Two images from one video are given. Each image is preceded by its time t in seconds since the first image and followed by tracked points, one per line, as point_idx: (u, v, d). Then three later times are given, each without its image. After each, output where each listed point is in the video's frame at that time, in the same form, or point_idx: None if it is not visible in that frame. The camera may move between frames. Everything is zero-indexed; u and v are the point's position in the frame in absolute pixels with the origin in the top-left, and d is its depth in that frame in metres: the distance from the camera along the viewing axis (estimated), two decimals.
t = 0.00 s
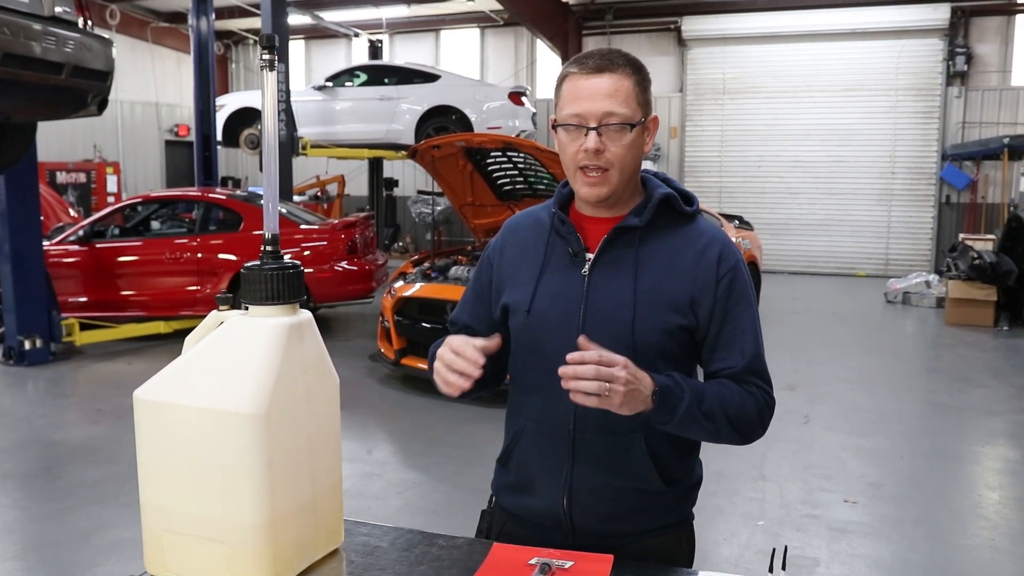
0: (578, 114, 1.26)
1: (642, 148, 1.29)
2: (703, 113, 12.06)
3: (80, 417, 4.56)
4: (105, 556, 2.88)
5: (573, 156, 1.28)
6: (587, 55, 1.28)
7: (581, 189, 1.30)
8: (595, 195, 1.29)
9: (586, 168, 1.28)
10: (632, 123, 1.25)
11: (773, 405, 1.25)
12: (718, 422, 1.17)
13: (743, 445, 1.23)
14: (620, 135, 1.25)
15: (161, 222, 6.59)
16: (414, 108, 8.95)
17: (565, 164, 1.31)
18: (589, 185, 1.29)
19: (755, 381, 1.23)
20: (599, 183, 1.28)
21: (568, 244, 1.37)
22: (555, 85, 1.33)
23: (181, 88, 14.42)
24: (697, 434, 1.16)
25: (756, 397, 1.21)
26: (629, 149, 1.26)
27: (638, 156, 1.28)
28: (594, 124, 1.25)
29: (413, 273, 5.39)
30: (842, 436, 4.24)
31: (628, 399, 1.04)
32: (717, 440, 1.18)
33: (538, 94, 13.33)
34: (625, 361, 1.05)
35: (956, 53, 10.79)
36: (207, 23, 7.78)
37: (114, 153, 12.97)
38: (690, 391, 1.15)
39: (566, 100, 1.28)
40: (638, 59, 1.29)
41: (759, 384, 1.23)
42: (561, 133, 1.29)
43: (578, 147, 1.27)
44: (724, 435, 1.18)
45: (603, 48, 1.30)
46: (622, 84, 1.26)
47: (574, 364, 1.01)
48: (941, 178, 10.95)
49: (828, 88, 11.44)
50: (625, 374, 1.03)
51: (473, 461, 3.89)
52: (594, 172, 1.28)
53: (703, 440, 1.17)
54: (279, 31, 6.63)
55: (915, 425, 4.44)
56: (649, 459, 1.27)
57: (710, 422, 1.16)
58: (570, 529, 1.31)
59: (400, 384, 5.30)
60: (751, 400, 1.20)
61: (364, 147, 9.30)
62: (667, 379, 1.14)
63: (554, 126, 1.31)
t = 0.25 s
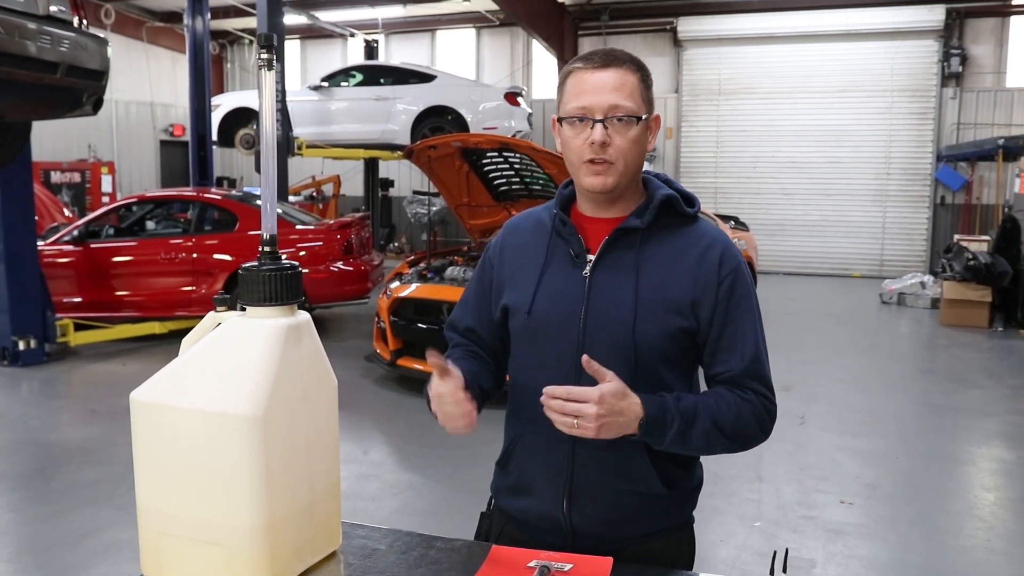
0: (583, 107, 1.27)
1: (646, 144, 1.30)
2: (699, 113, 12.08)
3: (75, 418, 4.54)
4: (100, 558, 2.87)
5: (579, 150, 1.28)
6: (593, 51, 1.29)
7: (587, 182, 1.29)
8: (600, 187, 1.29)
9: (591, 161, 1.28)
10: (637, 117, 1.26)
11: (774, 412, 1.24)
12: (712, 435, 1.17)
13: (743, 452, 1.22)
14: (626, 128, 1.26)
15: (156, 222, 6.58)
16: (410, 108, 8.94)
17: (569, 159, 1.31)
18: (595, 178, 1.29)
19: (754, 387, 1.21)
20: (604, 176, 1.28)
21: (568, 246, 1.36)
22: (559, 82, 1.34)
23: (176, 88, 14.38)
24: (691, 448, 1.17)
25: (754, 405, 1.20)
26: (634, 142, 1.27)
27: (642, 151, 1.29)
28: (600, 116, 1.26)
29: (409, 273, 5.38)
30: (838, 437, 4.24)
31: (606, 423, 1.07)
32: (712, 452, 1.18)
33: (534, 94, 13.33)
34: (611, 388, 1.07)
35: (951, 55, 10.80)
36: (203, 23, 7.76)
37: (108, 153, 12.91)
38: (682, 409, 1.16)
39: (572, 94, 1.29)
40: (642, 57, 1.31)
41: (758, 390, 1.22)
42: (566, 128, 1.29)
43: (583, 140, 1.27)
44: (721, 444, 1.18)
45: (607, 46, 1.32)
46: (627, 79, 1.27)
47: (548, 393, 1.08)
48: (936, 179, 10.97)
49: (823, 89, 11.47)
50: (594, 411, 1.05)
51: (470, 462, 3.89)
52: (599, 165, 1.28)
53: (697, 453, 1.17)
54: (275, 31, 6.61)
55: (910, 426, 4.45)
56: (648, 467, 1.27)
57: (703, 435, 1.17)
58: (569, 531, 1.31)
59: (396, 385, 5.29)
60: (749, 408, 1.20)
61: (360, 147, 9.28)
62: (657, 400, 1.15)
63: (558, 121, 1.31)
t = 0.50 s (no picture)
0: (592, 108, 1.28)
1: (652, 150, 1.31)
2: (695, 117, 12.10)
3: (70, 421, 4.52)
4: (95, 562, 2.85)
5: (586, 151, 1.28)
6: (605, 53, 1.30)
7: (591, 184, 1.29)
8: (605, 191, 1.29)
9: (597, 163, 1.28)
10: (646, 122, 1.27)
11: (780, 416, 1.22)
12: (717, 448, 1.17)
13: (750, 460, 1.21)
14: (635, 133, 1.26)
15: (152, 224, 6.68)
16: (406, 111, 8.94)
17: (574, 159, 1.31)
18: (599, 181, 1.29)
19: (759, 391, 1.20)
20: (610, 180, 1.28)
21: (569, 250, 1.36)
22: (570, 82, 1.34)
23: (172, 90, 14.37)
24: (693, 467, 1.17)
25: (759, 411, 1.19)
26: (641, 148, 1.27)
27: (648, 158, 1.30)
28: (609, 119, 1.27)
29: (405, 276, 5.37)
30: (834, 440, 4.24)
31: (610, 443, 1.05)
32: (718, 464, 1.18)
33: (530, 97, 13.34)
34: (613, 412, 1.06)
35: (946, 59, 10.83)
36: (199, 25, 7.75)
37: (104, 155, 12.88)
38: (683, 426, 1.16)
39: (580, 96, 1.30)
40: (652, 64, 1.33)
41: (764, 396, 1.20)
42: (574, 128, 1.30)
43: (590, 141, 1.27)
44: (725, 455, 1.18)
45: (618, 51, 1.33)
46: (637, 83, 1.28)
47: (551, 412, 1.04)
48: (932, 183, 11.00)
49: (819, 93, 11.50)
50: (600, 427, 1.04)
51: (466, 465, 3.88)
52: (606, 168, 1.28)
53: (702, 468, 1.17)
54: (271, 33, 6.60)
55: (907, 430, 4.46)
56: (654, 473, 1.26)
57: (706, 449, 1.17)
58: (571, 537, 1.30)
59: (392, 388, 5.28)
60: (754, 416, 1.19)
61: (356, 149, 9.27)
62: (658, 420, 1.15)
63: (566, 122, 1.32)
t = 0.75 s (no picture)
0: (602, 108, 1.28)
1: (661, 153, 1.31)
2: (692, 119, 12.11)
3: (66, 424, 4.50)
4: (91, 565, 2.83)
5: (596, 151, 1.28)
6: (614, 54, 1.30)
7: (599, 183, 1.29)
8: (614, 191, 1.28)
9: (605, 164, 1.28)
10: (655, 124, 1.27)
11: (794, 418, 1.21)
12: (724, 455, 1.17)
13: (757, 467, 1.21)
14: (643, 134, 1.26)
15: (148, 226, 6.71)
16: (403, 113, 8.94)
17: (582, 159, 1.30)
18: (608, 180, 1.28)
19: (768, 396, 1.20)
20: (619, 180, 1.28)
21: (572, 253, 1.35)
22: (578, 82, 1.34)
23: (169, 92, 14.35)
24: (697, 473, 1.17)
25: (769, 416, 1.19)
26: (650, 149, 1.27)
27: (655, 159, 1.30)
28: (619, 119, 1.27)
29: (402, 278, 5.37)
30: (833, 442, 4.25)
31: (615, 451, 1.07)
32: (724, 471, 1.18)
33: (527, 100, 13.36)
34: (615, 420, 1.07)
35: (943, 61, 10.86)
36: (196, 27, 7.73)
37: (100, 158, 12.85)
38: (689, 433, 1.17)
39: (589, 96, 1.29)
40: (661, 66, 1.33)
41: (774, 400, 1.20)
42: (582, 127, 1.29)
43: (599, 141, 1.27)
44: (734, 462, 1.18)
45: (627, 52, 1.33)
46: (647, 85, 1.28)
47: (555, 423, 1.08)
48: (928, 185, 11.02)
49: (816, 95, 11.53)
50: (598, 442, 1.05)
51: (464, 468, 3.87)
52: (615, 168, 1.28)
53: (708, 475, 1.17)
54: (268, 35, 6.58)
55: (905, 431, 4.46)
56: (653, 476, 1.26)
57: (713, 458, 1.17)
58: (571, 542, 1.29)
59: (389, 391, 5.27)
60: (764, 421, 1.18)
61: (353, 151, 9.26)
62: (665, 428, 1.15)
63: (574, 121, 1.31)
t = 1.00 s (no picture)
0: (608, 110, 1.27)
1: (665, 156, 1.31)
2: (690, 119, 12.11)
3: (64, 425, 4.49)
4: (90, 567, 2.82)
5: (602, 153, 1.27)
6: (620, 55, 1.30)
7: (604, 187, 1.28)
8: (618, 196, 1.28)
9: (611, 168, 1.27)
10: (660, 127, 1.27)
11: (773, 424, 1.25)
12: (719, 458, 1.18)
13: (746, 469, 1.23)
14: (650, 137, 1.26)
15: (145, 226, 6.62)
16: (400, 113, 8.93)
17: (587, 161, 1.29)
18: (614, 184, 1.27)
19: (756, 405, 1.23)
20: (625, 184, 1.27)
21: (574, 254, 1.35)
22: (581, 83, 1.33)
23: (166, 93, 14.33)
24: (696, 475, 1.17)
25: (757, 423, 1.21)
26: (655, 151, 1.27)
27: (660, 162, 1.30)
28: (626, 121, 1.26)
29: (400, 279, 5.36)
30: (831, 442, 4.25)
31: (622, 450, 1.06)
32: (719, 473, 1.19)
33: (524, 99, 13.35)
34: (626, 422, 1.06)
35: (940, 61, 10.87)
36: (193, 27, 7.72)
37: (97, 158, 12.83)
38: (687, 434, 1.17)
39: (594, 98, 1.29)
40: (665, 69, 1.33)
41: (760, 408, 1.23)
42: (587, 130, 1.29)
43: (607, 143, 1.26)
44: (725, 465, 1.19)
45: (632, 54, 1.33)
46: (652, 87, 1.28)
47: (562, 423, 1.06)
48: (925, 184, 11.03)
49: (813, 95, 11.54)
50: (609, 443, 1.05)
51: (463, 468, 3.86)
52: (620, 172, 1.27)
53: (704, 476, 1.18)
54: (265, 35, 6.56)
55: (904, 431, 4.46)
56: (655, 478, 1.26)
57: (710, 459, 1.17)
58: (573, 545, 1.29)
59: (388, 391, 5.26)
60: (752, 427, 1.21)
61: (350, 152, 9.25)
62: (665, 428, 1.15)
63: (579, 124, 1.30)
